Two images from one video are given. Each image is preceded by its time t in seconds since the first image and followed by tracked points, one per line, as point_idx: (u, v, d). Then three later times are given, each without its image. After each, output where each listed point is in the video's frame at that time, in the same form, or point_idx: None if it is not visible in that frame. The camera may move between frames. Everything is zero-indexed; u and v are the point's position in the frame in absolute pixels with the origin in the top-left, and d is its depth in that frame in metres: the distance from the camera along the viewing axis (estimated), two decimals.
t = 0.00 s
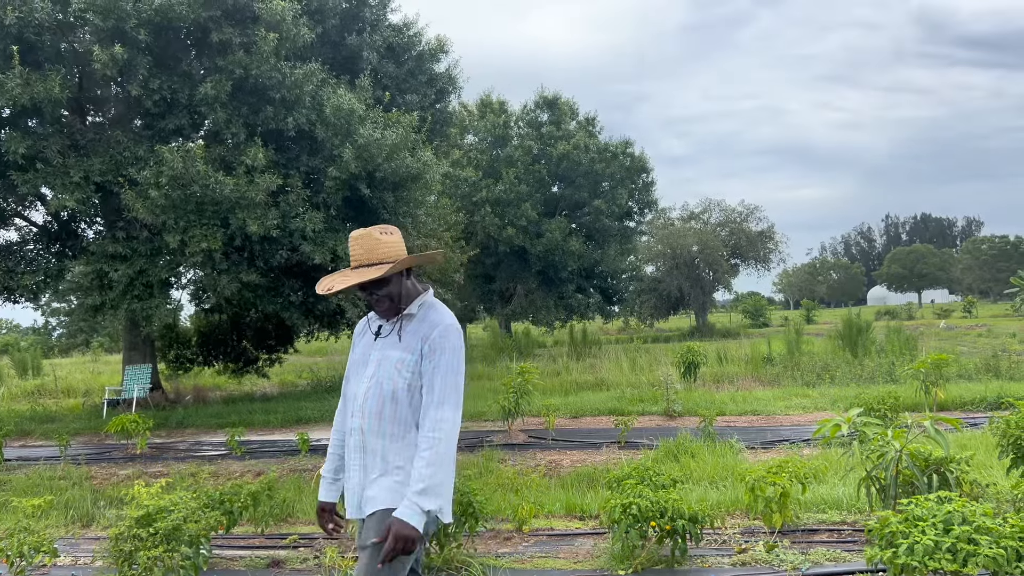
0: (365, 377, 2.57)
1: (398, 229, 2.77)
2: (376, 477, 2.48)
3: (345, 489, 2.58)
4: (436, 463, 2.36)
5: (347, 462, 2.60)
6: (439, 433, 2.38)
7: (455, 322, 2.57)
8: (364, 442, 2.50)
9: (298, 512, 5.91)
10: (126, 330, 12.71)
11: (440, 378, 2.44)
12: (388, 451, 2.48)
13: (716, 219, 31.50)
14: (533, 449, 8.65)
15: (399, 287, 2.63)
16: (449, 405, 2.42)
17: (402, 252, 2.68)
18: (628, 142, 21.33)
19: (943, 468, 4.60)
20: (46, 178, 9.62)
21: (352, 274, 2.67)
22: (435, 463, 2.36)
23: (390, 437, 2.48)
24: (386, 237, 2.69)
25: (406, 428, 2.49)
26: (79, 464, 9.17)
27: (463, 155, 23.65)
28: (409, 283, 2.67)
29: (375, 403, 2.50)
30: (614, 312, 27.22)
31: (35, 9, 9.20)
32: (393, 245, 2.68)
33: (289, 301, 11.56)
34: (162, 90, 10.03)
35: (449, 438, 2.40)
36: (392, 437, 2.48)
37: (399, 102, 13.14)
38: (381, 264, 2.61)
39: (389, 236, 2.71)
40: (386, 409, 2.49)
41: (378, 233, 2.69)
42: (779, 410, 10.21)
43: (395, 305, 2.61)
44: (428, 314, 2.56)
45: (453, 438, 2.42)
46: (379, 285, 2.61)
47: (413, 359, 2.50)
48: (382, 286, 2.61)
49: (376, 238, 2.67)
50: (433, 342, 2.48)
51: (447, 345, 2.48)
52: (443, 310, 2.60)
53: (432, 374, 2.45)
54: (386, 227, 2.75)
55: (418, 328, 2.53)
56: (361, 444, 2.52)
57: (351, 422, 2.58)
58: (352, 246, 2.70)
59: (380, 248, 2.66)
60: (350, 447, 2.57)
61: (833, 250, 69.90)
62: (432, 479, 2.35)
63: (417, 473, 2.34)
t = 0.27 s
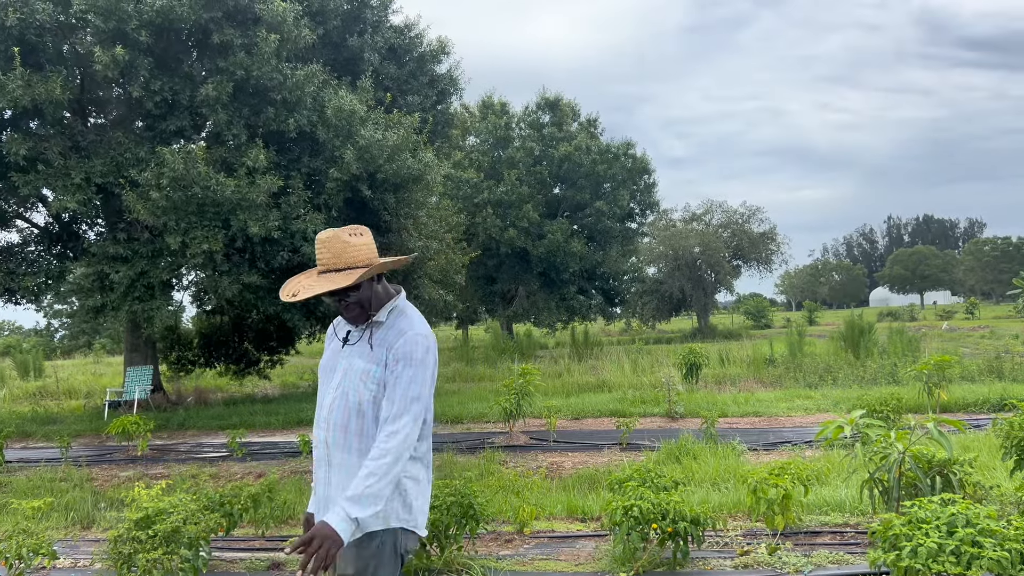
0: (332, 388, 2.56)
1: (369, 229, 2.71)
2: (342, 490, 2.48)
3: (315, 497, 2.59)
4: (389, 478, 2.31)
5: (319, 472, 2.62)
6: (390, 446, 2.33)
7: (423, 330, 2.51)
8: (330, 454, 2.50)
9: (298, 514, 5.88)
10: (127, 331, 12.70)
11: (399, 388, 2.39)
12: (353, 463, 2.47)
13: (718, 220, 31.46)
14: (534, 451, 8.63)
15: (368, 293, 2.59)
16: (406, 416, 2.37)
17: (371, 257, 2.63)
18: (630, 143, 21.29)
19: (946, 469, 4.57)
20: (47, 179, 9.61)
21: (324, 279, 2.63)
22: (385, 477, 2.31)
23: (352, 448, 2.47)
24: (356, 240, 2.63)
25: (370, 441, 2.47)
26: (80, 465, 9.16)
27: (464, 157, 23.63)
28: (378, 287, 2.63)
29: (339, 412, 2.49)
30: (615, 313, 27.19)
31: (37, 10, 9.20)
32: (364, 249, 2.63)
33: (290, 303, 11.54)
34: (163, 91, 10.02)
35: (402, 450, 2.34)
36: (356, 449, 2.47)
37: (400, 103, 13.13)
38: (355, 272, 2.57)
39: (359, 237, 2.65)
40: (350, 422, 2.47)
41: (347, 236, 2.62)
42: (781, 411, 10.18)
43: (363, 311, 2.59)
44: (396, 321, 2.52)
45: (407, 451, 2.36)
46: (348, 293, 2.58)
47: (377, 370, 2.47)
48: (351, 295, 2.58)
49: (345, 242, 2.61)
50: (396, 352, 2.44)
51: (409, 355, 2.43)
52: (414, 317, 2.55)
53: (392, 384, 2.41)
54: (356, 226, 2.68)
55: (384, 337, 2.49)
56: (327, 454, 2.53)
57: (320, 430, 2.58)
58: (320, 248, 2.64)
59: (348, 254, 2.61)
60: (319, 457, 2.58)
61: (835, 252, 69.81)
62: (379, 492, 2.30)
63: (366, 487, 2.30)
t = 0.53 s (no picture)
0: (318, 393, 2.52)
1: (346, 228, 2.68)
2: (336, 497, 2.45)
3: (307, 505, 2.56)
4: (384, 485, 2.28)
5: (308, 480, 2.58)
6: (384, 452, 2.30)
7: (409, 331, 2.47)
8: (320, 462, 2.47)
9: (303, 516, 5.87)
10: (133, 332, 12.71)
11: (389, 392, 2.37)
12: (344, 469, 2.44)
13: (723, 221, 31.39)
14: (540, 452, 8.60)
15: (350, 293, 2.55)
16: (399, 420, 2.34)
17: (352, 255, 2.59)
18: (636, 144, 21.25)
19: (954, 472, 4.53)
20: (53, 181, 9.63)
21: (303, 281, 2.57)
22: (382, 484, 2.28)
23: (344, 455, 2.44)
24: (334, 239, 2.60)
25: (361, 447, 2.44)
26: (85, 466, 9.16)
27: (469, 158, 23.62)
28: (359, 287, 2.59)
29: (328, 419, 2.46)
30: (620, 314, 27.14)
31: (42, 11, 9.22)
32: (343, 248, 2.59)
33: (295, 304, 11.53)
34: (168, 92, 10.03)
35: (397, 455, 2.31)
36: (349, 455, 2.44)
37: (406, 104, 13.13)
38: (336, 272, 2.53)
39: (336, 236, 2.61)
40: (341, 428, 2.44)
41: (325, 234, 2.58)
42: (787, 413, 10.13)
43: (346, 312, 2.54)
44: (381, 323, 2.49)
45: (402, 454, 2.33)
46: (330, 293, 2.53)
47: (366, 374, 2.44)
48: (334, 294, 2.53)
49: (323, 241, 2.57)
50: (384, 355, 2.41)
51: (397, 357, 2.40)
52: (399, 317, 2.51)
53: (381, 388, 2.38)
54: (333, 224, 2.65)
55: (370, 340, 2.46)
56: (318, 462, 2.49)
57: (309, 438, 2.55)
58: (297, 250, 2.60)
59: (327, 253, 2.57)
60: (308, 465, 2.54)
61: (840, 253, 69.61)
62: (377, 500, 2.27)
63: (360, 495, 2.26)
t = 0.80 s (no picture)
0: (315, 394, 2.49)
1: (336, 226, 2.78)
2: (339, 496, 2.41)
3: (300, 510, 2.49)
4: (394, 475, 2.30)
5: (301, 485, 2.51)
6: (398, 443, 2.32)
7: (407, 325, 2.52)
8: (322, 461, 2.42)
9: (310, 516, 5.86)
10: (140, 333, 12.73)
11: (397, 385, 2.39)
12: (348, 467, 2.41)
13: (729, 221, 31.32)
14: (547, 453, 8.60)
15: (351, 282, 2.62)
16: (408, 412, 2.38)
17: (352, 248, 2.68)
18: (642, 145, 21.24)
19: (965, 474, 4.50)
20: (62, 182, 9.66)
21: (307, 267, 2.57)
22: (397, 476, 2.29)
23: (349, 453, 2.41)
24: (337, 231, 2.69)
25: (365, 444, 2.42)
26: (93, 467, 9.19)
27: (476, 158, 23.61)
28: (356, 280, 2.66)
29: (330, 418, 2.43)
30: (627, 315, 27.09)
31: (51, 13, 9.24)
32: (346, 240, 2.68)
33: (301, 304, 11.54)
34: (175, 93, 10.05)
35: (408, 447, 2.35)
36: (353, 452, 2.41)
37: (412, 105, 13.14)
38: (346, 253, 2.59)
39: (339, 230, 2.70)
40: (344, 425, 2.42)
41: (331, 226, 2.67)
42: (794, 414, 10.10)
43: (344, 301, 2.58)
44: (380, 320, 2.52)
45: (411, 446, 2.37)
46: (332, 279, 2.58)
47: (370, 369, 2.44)
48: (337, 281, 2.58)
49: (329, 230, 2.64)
50: (388, 349, 2.44)
51: (401, 350, 2.43)
52: (394, 313, 2.55)
53: (388, 382, 2.40)
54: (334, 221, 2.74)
55: (371, 337, 2.48)
56: (317, 464, 2.44)
57: (304, 441, 2.49)
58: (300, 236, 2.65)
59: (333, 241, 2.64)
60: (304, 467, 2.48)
61: (848, 254, 69.35)
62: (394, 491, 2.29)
63: (373, 486, 2.27)
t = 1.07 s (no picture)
0: (319, 384, 2.46)
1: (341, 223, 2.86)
2: (345, 485, 2.39)
3: (298, 503, 2.43)
4: (408, 459, 2.33)
5: (300, 477, 2.45)
6: (410, 429, 2.36)
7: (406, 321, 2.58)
8: (329, 449, 2.40)
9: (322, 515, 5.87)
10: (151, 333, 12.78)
11: (405, 375, 2.45)
12: (355, 456, 2.40)
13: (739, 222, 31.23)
14: (557, 453, 8.59)
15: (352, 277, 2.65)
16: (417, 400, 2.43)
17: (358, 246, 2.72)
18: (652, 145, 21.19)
19: (979, 475, 4.45)
20: (74, 182, 9.70)
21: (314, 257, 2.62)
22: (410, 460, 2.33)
23: (356, 441, 2.41)
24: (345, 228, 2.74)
25: (372, 432, 2.43)
26: (105, 465, 9.22)
27: (485, 158, 23.61)
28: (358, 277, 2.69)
29: (337, 407, 2.42)
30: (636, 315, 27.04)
31: (63, 14, 9.28)
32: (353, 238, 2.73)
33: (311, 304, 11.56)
34: (186, 94, 10.09)
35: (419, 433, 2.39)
36: (361, 440, 2.41)
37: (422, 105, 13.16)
38: (353, 247, 2.65)
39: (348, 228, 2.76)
40: (352, 413, 2.42)
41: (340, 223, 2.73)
42: (806, 414, 10.06)
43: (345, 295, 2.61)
44: (382, 315, 2.57)
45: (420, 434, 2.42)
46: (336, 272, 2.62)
47: (378, 360, 2.47)
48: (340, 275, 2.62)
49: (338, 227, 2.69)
50: (395, 340, 2.49)
51: (406, 344, 2.50)
52: (394, 311, 2.61)
53: (396, 372, 2.45)
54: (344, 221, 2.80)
55: (377, 329, 2.52)
56: (322, 453, 2.41)
57: (305, 433, 2.44)
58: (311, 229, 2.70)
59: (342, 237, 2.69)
60: (306, 458, 2.44)
61: (857, 254, 69.00)
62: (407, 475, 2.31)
63: (389, 468, 2.29)
